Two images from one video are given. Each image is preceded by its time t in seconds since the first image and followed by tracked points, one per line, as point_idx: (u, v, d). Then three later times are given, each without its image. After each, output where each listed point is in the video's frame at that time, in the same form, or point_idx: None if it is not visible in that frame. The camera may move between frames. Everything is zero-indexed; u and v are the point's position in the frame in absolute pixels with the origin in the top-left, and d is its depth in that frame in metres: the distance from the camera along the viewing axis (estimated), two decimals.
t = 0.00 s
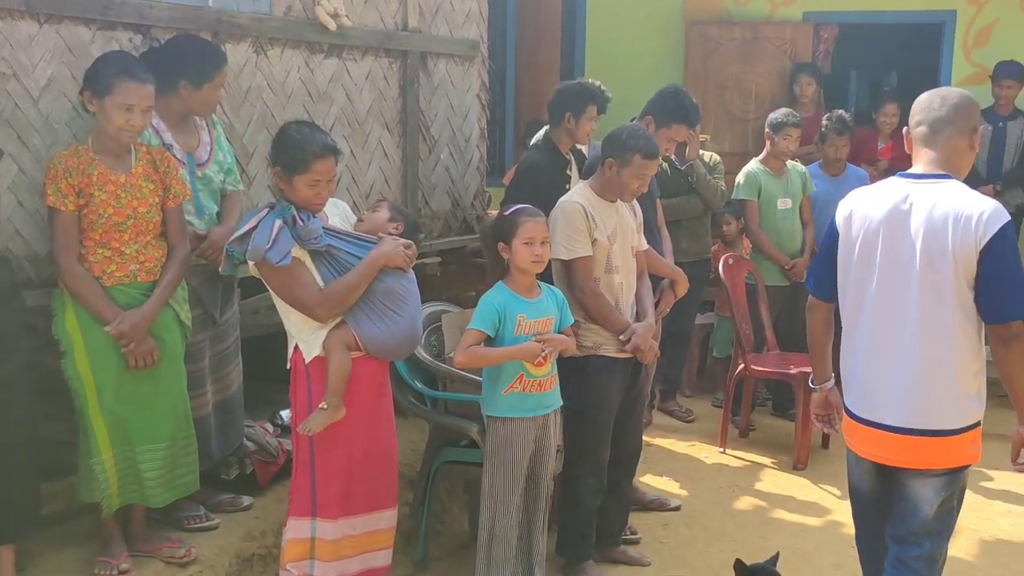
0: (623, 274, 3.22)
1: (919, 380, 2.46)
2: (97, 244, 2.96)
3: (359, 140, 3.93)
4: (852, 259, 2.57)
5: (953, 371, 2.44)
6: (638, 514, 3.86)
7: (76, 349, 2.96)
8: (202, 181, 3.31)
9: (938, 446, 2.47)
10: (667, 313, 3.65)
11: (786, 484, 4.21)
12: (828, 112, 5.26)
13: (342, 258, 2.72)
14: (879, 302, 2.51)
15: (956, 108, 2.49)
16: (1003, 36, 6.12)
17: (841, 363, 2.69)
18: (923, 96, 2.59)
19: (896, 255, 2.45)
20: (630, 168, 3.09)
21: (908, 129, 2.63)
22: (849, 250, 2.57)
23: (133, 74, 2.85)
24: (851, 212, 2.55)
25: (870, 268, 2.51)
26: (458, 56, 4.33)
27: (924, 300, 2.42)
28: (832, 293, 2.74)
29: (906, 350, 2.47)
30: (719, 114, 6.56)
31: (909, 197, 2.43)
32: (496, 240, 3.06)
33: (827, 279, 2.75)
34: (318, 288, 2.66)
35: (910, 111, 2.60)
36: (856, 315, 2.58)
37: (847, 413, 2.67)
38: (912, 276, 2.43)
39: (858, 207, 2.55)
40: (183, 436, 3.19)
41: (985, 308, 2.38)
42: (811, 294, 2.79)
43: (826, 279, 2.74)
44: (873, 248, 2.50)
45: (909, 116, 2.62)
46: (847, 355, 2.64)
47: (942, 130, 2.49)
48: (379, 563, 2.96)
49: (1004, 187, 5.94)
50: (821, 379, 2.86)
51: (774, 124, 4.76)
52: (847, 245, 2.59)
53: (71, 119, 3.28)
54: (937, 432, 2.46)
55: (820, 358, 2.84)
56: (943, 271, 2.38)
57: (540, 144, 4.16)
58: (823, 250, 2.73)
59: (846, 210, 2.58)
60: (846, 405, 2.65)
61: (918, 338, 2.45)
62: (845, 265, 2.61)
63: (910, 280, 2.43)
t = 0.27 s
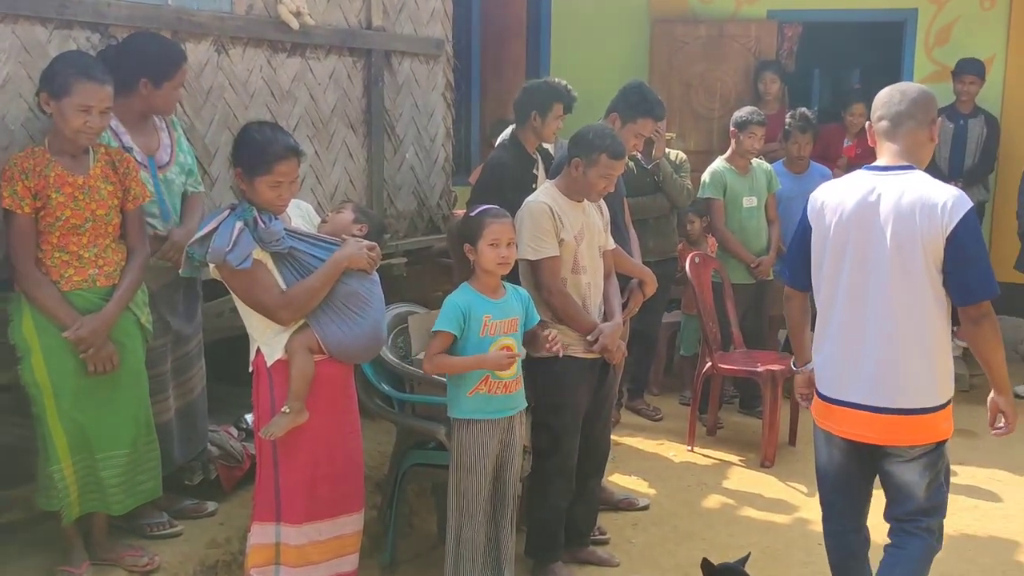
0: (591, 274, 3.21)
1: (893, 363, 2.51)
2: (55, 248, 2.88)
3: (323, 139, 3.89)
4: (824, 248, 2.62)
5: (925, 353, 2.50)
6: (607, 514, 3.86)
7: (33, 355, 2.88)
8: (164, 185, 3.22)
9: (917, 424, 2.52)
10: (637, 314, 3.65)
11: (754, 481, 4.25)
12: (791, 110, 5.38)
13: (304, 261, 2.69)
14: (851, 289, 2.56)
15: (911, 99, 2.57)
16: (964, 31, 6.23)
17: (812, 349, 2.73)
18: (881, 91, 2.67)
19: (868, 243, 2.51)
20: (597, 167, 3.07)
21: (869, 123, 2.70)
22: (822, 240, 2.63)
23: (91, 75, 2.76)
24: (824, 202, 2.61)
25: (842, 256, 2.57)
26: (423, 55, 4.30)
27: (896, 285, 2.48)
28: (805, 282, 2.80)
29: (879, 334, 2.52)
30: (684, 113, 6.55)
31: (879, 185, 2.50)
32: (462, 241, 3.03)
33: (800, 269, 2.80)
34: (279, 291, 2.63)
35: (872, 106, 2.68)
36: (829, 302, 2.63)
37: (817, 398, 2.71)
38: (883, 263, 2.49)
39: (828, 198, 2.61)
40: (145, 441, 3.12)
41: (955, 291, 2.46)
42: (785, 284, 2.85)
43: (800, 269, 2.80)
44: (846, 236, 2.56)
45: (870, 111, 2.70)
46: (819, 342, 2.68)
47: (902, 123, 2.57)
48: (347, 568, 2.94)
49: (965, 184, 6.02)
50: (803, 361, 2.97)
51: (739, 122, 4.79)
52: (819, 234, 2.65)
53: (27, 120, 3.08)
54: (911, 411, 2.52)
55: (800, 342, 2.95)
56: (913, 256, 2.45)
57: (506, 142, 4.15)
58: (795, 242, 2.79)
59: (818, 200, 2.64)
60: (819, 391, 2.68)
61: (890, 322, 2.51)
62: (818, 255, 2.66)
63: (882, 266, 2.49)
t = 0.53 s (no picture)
0: (560, 269, 3.18)
1: (875, 345, 2.60)
2: (10, 245, 2.80)
3: (291, 134, 3.83)
4: (802, 236, 2.68)
5: (904, 334, 2.60)
6: (578, 509, 3.85)
7: None
8: (126, 185, 3.14)
9: (900, 399, 2.63)
10: (609, 308, 3.64)
11: (725, 475, 4.26)
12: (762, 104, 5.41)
13: (267, 256, 2.67)
14: (831, 277, 2.62)
15: (875, 87, 2.65)
16: (932, 25, 6.25)
17: (789, 335, 2.78)
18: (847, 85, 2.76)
19: (846, 232, 2.58)
20: (565, 161, 3.05)
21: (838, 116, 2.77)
22: (797, 232, 2.69)
23: (48, 69, 2.68)
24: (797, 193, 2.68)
25: (820, 246, 2.63)
26: (392, 48, 4.26)
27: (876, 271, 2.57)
28: (778, 270, 2.87)
29: (861, 320, 2.59)
30: (656, 107, 6.58)
31: (853, 175, 2.58)
32: (430, 235, 3.00)
33: (771, 257, 2.87)
34: (242, 287, 2.60)
35: (840, 100, 2.75)
36: (807, 291, 2.69)
37: (795, 383, 2.76)
38: (862, 250, 2.57)
39: (804, 186, 2.67)
40: (106, 440, 3.07)
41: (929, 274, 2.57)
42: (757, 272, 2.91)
43: (772, 257, 2.86)
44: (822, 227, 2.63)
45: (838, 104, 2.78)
46: (797, 330, 2.74)
47: (871, 115, 2.65)
48: (314, 566, 2.90)
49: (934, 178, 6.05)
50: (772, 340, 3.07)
51: (710, 115, 4.82)
52: (795, 223, 2.70)
53: None
54: (892, 389, 2.62)
55: (771, 324, 3.04)
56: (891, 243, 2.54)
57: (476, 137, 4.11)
58: (766, 231, 2.84)
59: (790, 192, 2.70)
60: (799, 378, 2.73)
61: (872, 306, 2.59)
62: (794, 242, 2.71)
63: (861, 254, 2.57)
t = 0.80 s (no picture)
0: (520, 264, 3.16)
1: (860, 334, 2.75)
2: None
3: (251, 128, 3.79)
4: (791, 227, 2.73)
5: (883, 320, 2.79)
6: (542, 506, 3.83)
7: None
8: (75, 178, 3.07)
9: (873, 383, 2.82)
10: (574, 303, 3.59)
11: (692, 471, 4.25)
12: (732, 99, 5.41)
13: (216, 252, 2.64)
14: (820, 273, 2.72)
15: (839, 79, 2.79)
16: (904, 19, 6.26)
17: (772, 326, 2.84)
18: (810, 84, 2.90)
19: (838, 222, 2.69)
20: (524, 155, 3.02)
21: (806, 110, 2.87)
22: (783, 228, 2.74)
23: None
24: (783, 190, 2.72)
25: (813, 237, 2.71)
26: (356, 42, 4.22)
27: (863, 264, 2.71)
28: (752, 263, 2.85)
29: (850, 311, 2.73)
30: (628, 101, 6.57)
31: (839, 171, 2.69)
32: (393, 231, 2.92)
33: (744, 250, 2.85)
34: (191, 283, 2.57)
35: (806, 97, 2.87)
36: (792, 286, 2.77)
37: (777, 374, 2.84)
38: (850, 246, 2.69)
39: (790, 178, 2.72)
40: (54, 439, 3.01)
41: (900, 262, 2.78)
42: (731, 266, 2.87)
43: (745, 250, 2.85)
44: (811, 223, 2.71)
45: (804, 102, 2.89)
46: (780, 324, 2.82)
47: (839, 108, 2.77)
48: (269, 565, 2.86)
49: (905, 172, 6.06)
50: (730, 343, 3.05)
51: (680, 110, 4.79)
52: (782, 214, 2.73)
53: None
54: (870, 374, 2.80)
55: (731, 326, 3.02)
56: (878, 236, 2.69)
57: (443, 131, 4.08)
58: (739, 224, 2.83)
59: (774, 188, 2.74)
60: (784, 371, 2.81)
61: (860, 295, 2.73)
62: (780, 234, 2.76)
63: (851, 248, 2.69)
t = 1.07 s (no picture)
0: (469, 255, 3.15)
1: (839, 321, 2.79)
2: None
3: (208, 119, 3.77)
4: (782, 216, 2.70)
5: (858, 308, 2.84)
6: (499, 498, 3.83)
7: None
8: (20, 165, 3.04)
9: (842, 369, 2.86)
10: (531, 295, 3.56)
11: (654, 464, 4.25)
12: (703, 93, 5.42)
13: (157, 242, 2.60)
14: (807, 260, 2.72)
15: (810, 67, 2.81)
16: (879, 12, 6.28)
17: (753, 315, 2.81)
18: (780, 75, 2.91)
19: (826, 210, 2.70)
20: (473, 146, 3.00)
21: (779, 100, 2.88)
22: (773, 216, 2.71)
23: None
24: (774, 179, 2.69)
25: (802, 225, 2.70)
26: (319, 32, 4.19)
27: (848, 253, 2.74)
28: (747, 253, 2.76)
29: (834, 298, 2.75)
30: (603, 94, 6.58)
31: (827, 160, 2.70)
32: (345, 222, 2.85)
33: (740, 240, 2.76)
34: (130, 274, 2.54)
35: (779, 87, 2.88)
36: (778, 274, 2.75)
37: (755, 361, 2.82)
38: (836, 233, 2.72)
39: (780, 166, 2.69)
40: None
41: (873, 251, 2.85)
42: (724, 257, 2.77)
43: (737, 240, 2.75)
44: (801, 212, 2.70)
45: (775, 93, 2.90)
46: (764, 311, 2.79)
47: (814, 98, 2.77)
48: (213, 556, 2.86)
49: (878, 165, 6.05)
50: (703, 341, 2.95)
51: (646, 102, 4.80)
52: (774, 203, 2.69)
53: None
54: (842, 360, 2.84)
55: (708, 322, 2.91)
56: (863, 225, 2.73)
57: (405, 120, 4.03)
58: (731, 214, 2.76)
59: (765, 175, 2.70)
60: (767, 358, 2.80)
61: (842, 282, 2.76)
62: (770, 224, 2.72)
63: (838, 236, 2.72)
